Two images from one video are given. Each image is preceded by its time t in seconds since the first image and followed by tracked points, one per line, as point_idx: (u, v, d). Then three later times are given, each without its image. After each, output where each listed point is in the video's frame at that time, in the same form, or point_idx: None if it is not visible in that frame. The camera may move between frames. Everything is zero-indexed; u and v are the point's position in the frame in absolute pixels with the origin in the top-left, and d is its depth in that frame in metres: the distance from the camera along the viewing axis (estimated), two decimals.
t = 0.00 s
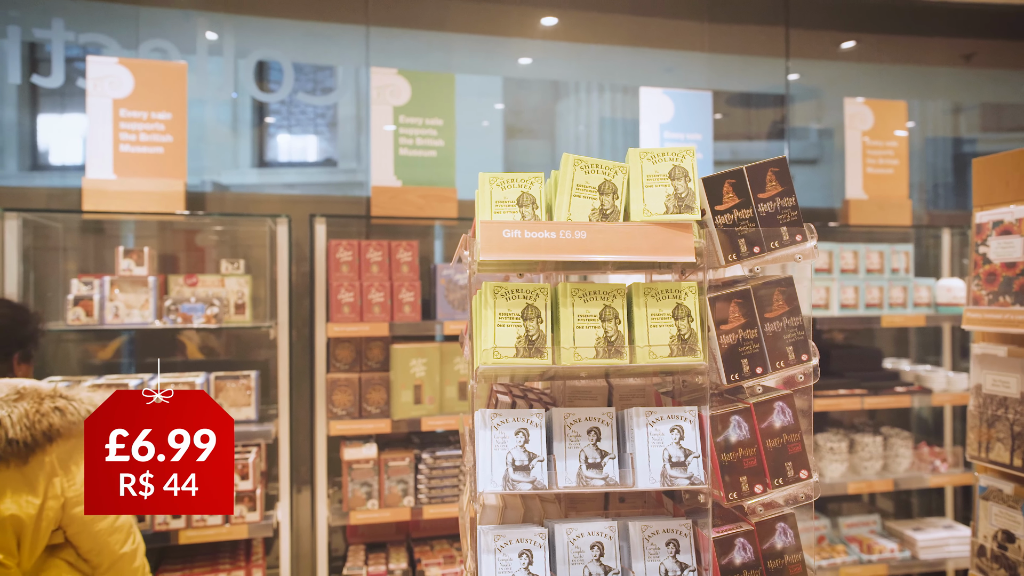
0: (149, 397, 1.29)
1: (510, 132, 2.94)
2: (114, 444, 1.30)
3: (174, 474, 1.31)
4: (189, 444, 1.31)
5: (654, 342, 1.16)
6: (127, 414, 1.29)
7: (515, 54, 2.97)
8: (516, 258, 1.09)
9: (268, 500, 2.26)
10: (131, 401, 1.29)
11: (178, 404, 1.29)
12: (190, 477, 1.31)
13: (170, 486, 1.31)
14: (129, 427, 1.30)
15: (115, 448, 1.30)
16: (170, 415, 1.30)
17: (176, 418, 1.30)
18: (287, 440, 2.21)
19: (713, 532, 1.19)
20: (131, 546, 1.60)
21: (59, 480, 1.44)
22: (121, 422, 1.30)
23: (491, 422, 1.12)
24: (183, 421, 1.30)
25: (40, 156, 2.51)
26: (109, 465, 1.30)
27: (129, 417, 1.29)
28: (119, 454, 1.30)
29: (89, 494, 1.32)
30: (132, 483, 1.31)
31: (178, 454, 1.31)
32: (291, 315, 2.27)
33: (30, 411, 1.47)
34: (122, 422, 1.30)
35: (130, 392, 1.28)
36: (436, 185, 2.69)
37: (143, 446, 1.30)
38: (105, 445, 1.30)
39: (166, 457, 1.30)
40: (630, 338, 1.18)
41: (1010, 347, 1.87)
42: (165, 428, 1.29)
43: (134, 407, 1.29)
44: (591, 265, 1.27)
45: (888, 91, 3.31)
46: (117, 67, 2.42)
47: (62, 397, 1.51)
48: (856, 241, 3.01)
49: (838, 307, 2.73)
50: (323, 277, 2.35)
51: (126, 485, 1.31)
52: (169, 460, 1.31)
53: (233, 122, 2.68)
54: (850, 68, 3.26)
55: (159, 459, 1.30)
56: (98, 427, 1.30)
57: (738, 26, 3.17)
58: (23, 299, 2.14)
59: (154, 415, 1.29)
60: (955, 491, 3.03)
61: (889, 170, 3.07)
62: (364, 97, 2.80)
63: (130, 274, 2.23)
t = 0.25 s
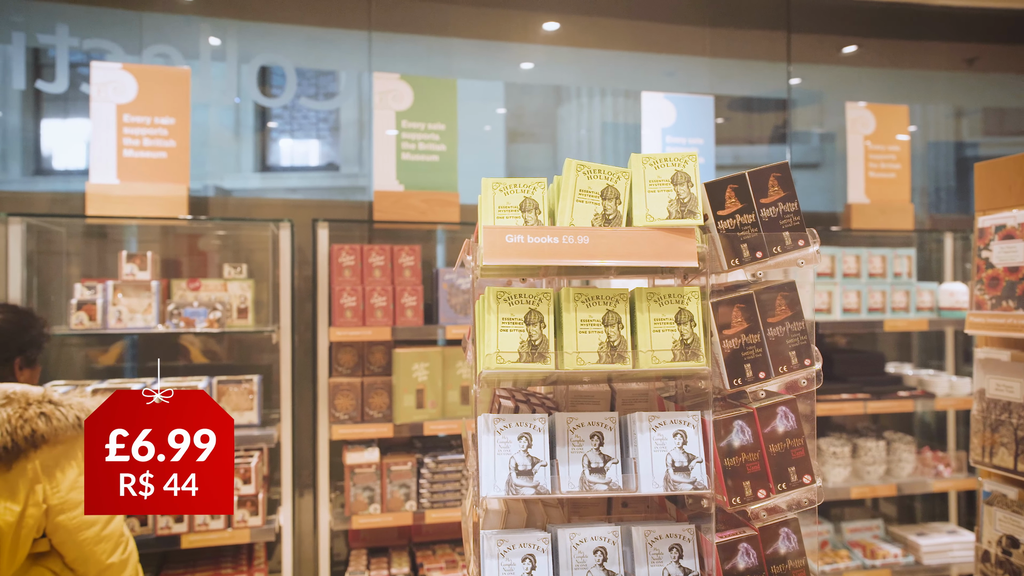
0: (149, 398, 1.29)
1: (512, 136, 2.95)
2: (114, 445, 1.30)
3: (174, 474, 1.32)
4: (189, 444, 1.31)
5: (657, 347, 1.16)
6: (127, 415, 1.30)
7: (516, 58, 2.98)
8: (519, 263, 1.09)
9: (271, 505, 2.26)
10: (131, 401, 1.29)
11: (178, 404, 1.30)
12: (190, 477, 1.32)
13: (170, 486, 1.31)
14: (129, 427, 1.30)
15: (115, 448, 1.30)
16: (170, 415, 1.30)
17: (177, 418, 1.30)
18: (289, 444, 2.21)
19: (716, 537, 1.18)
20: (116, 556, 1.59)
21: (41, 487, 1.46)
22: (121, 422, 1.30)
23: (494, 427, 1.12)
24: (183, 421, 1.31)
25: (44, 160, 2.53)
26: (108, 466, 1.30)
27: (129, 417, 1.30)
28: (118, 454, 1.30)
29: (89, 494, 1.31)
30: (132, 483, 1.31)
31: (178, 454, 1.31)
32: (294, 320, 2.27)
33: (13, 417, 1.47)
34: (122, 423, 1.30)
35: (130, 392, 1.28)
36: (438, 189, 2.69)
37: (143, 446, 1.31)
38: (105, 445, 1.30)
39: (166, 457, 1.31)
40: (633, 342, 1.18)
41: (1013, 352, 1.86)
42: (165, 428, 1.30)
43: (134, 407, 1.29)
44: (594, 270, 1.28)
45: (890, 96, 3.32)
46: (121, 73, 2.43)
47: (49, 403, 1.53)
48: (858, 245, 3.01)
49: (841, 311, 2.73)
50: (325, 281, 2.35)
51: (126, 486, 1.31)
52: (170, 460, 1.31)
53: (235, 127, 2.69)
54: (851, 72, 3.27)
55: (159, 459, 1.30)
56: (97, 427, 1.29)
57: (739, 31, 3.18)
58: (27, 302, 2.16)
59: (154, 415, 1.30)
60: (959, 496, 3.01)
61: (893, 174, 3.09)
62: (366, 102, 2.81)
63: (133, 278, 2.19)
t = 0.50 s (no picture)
0: (149, 398, 1.29)
1: (515, 141, 2.95)
2: (114, 444, 1.30)
3: (174, 474, 1.31)
4: (189, 444, 1.31)
5: (662, 351, 1.16)
6: (127, 414, 1.29)
7: (519, 63, 2.99)
8: (524, 267, 1.09)
9: (273, 510, 2.26)
10: (131, 401, 1.28)
11: (178, 404, 1.30)
12: (190, 477, 1.31)
13: (170, 486, 1.31)
14: (128, 427, 1.30)
15: (115, 448, 1.30)
16: (170, 415, 1.30)
17: (177, 418, 1.30)
18: (292, 449, 2.21)
19: (721, 543, 1.18)
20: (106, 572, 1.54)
21: (32, 495, 1.44)
22: (121, 422, 1.30)
23: (498, 432, 1.12)
24: (182, 421, 1.31)
25: (48, 165, 2.54)
26: (108, 465, 1.30)
27: (129, 417, 1.30)
28: (118, 454, 1.30)
29: (89, 494, 1.31)
30: (132, 483, 1.31)
31: (178, 454, 1.31)
32: (297, 324, 2.27)
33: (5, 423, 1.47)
34: (121, 423, 1.30)
35: (130, 391, 1.28)
36: (441, 194, 2.70)
37: (143, 446, 1.31)
38: (105, 445, 1.30)
39: (166, 457, 1.31)
40: (637, 347, 1.18)
41: (1019, 356, 1.86)
42: (165, 428, 1.30)
43: (133, 407, 1.29)
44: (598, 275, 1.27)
45: (892, 100, 3.32)
46: (126, 78, 2.44)
47: (43, 410, 1.53)
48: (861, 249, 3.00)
49: (844, 316, 2.72)
50: (328, 286, 2.35)
51: (126, 485, 1.31)
52: (170, 460, 1.31)
53: (238, 131, 2.71)
54: (853, 76, 3.27)
55: (159, 459, 1.30)
56: (97, 427, 1.29)
57: (741, 36, 3.18)
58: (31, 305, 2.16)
59: (154, 415, 1.30)
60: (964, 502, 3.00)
61: (895, 178, 3.07)
62: (369, 106, 2.82)
63: (137, 283, 2.22)
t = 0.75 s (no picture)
0: (149, 397, 1.31)
1: (517, 146, 2.96)
2: (114, 445, 1.31)
3: (174, 474, 1.32)
4: (189, 443, 1.32)
5: (665, 357, 1.16)
6: (126, 415, 1.31)
7: (521, 69, 3.01)
8: (527, 273, 1.09)
9: (276, 515, 2.26)
10: (131, 401, 1.30)
11: (179, 404, 1.31)
12: (190, 476, 1.32)
13: (170, 486, 1.32)
14: (129, 427, 1.31)
15: (115, 448, 1.30)
16: (171, 415, 1.31)
17: (177, 418, 1.31)
18: (295, 453, 2.21)
19: (725, 548, 1.17)
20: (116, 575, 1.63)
21: (43, 504, 1.52)
22: (121, 423, 1.31)
23: (501, 438, 1.12)
24: (183, 421, 1.32)
25: (52, 170, 2.55)
26: (108, 465, 1.30)
27: (129, 417, 1.30)
28: (118, 454, 1.31)
29: (89, 493, 1.31)
30: (132, 483, 1.31)
31: (178, 454, 1.32)
32: (300, 329, 2.28)
33: (16, 432, 1.55)
34: (122, 423, 1.31)
35: (130, 391, 1.29)
36: (443, 200, 2.71)
37: (143, 446, 1.31)
38: (104, 445, 1.30)
39: (166, 457, 1.32)
40: (640, 353, 1.18)
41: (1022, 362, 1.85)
42: (166, 428, 1.31)
43: (133, 406, 1.30)
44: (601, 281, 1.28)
45: (894, 105, 3.32)
46: (130, 84, 2.46)
47: (53, 417, 1.60)
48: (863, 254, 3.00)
49: (847, 321, 2.72)
50: (331, 291, 2.36)
51: (126, 485, 1.32)
52: (170, 460, 1.32)
53: (242, 137, 2.72)
54: (855, 82, 3.28)
55: (159, 459, 1.31)
56: (97, 427, 1.30)
57: (743, 41, 3.20)
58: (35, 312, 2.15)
59: (154, 415, 1.31)
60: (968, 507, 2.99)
61: (898, 183, 3.08)
62: (371, 112, 2.83)
63: (140, 287, 2.25)
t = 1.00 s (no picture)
0: (150, 398, 1.33)
1: (518, 149, 2.97)
2: (114, 444, 1.33)
3: (174, 474, 1.34)
4: (189, 444, 1.34)
5: (665, 360, 1.16)
6: (127, 415, 1.33)
7: (523, 72, 3.01)
8: (527, 277, 1.09)
9: (277, 517, 2.26)
10: (131, 401, 1.32)
11: (179, 405, 1.33)
12: (190, 477, 1.34)
13: (170, 486, 1.34)
14: (129, 428, 1.33)
15: (115, 448, 1.33)
16: (171, 415, 1.33)
17: (177, 419, 1.33)
18: (296, 456, 2.21)
19: (725, 551, 1.16)
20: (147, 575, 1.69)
21: (75, 510, 1.54)
22: (121, 423, 1.33)
23: (501, 441, 1.12)
24: (182, 421, 1.34)
25: (55, 174, 2.56)
26: (108, 465, 1.33)
27: (129, 417, 1.33)
28: (118, 454, 1.33)
29: (90, 493, 1.35)
30: (132, 483, 1.34)
31: (178, 454, 1.34)
32: (301, 332, 2.28)
33: (50, 439, 1.58)
34: (122, 423, 1.33)
35: (130, 391, 1.32)
36: (445, 203, 2.71)
37: (142, 446, 1.34)
38: (105, 445, 1.33)
39: (166, 457, 1.34)
40: (640, 356, 1.18)
41: None
42: (165, 428, 1.33)
43: (133, 407, 1.33)
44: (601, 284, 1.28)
45: (896, 107, 3.32)
46: (133, 88, 2.47)
47: (82, 423, 1.61)
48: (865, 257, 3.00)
49: (848, 323, 2.72)
50: (332, 293, 2.36)
51: (126, 485, 1.34)
52: (170, 460, 1.34)
53: (243, 140, 2.73)
54: (856, 84, 3.28)
55: (159, 458, 1.33)
56: (98, 427, 1.33)
57: (744, 44, 3.20)
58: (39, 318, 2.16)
59: (154, 415, 1.33)
60: (971, 510, 2.98)
61: (899, 186, 3.09)
62: (373, 114, 2.84)
63: (142, 291, 2.23)
